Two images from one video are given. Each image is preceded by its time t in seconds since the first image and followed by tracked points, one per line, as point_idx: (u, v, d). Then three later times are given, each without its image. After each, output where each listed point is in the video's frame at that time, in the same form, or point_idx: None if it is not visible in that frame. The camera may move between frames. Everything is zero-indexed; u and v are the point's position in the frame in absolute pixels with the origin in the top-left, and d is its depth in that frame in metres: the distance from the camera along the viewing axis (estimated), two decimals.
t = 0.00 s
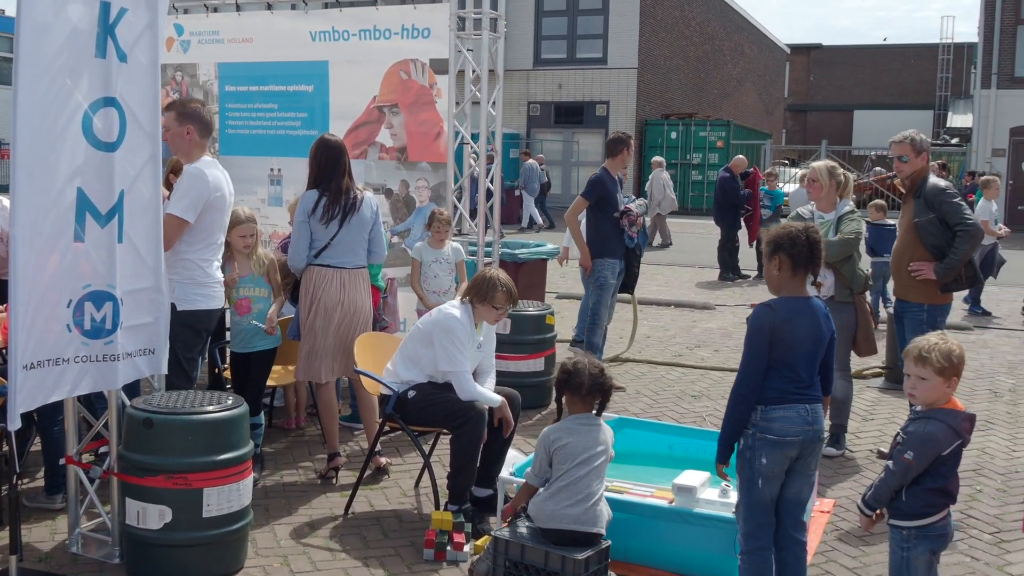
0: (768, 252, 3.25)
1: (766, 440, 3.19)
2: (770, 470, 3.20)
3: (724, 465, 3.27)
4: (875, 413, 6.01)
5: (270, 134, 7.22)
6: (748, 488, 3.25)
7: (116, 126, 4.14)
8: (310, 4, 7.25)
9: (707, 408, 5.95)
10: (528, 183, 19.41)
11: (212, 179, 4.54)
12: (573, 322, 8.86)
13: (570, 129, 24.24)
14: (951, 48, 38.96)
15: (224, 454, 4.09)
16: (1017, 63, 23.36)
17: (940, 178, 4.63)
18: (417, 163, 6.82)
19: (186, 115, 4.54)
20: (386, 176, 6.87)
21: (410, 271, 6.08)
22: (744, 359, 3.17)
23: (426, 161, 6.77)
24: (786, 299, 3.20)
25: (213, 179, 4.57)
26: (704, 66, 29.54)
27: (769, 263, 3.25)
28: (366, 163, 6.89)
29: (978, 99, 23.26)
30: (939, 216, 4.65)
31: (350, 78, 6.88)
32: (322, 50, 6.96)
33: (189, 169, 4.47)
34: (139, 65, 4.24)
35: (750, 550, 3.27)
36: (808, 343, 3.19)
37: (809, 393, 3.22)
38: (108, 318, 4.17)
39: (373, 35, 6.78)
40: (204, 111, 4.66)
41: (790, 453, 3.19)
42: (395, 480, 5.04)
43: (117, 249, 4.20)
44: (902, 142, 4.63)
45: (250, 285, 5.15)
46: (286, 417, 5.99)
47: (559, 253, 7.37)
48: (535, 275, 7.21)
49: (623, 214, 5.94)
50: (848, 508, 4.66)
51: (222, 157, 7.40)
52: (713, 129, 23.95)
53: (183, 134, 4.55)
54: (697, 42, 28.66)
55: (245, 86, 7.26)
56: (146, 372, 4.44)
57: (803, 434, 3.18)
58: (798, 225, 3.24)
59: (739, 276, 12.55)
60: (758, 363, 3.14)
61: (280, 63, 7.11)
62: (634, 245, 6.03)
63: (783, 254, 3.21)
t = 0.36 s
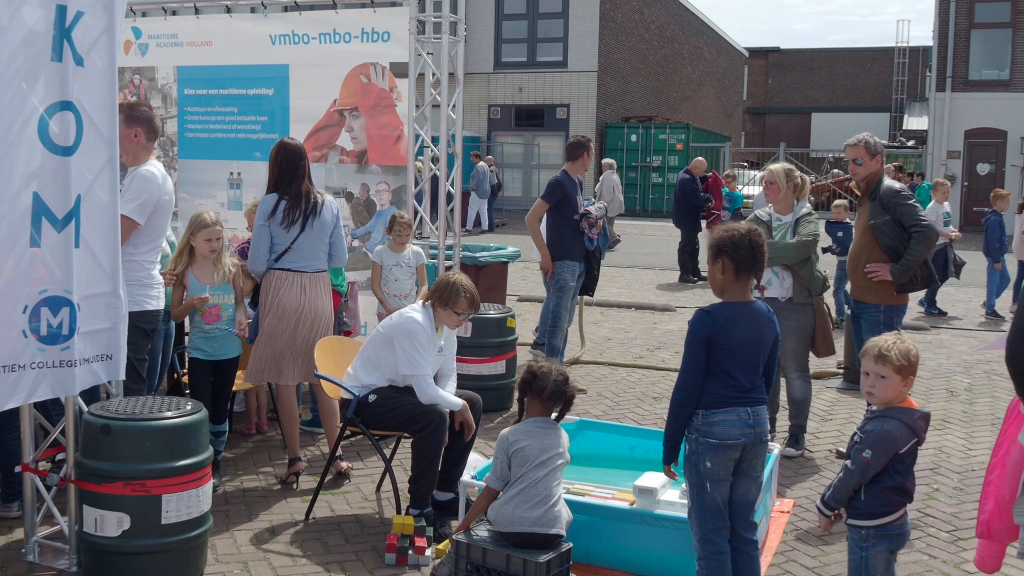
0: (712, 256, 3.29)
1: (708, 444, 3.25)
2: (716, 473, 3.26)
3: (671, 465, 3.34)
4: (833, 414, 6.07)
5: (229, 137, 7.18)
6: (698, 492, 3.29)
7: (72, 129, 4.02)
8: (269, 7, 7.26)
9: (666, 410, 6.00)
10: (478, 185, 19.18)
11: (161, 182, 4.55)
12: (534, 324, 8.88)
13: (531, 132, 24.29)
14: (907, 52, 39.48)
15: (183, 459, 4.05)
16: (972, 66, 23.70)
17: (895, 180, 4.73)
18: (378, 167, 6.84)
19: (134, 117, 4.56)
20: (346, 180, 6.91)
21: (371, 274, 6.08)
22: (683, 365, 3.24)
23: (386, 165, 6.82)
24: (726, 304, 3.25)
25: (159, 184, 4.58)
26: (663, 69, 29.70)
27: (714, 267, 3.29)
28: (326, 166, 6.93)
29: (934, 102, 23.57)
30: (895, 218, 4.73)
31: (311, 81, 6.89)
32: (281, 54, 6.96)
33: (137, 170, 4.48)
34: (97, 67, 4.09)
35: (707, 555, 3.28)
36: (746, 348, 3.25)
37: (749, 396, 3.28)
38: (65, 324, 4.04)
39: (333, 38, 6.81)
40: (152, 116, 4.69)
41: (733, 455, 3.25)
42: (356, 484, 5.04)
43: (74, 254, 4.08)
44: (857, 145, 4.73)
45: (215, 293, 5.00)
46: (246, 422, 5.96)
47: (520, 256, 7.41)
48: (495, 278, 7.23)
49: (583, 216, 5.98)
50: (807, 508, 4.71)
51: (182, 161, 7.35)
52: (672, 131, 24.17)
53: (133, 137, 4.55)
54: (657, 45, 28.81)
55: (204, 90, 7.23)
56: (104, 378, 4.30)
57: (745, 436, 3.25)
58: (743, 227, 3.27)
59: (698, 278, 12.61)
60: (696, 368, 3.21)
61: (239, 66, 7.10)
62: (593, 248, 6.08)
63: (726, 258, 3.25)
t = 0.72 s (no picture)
0: (668, 263, 3.31)
1: (672, 452, 3.29)
2: (681, 481, 3.29)
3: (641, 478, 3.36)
4: (800, 417, 6.12)
5: (195, 142, 7.14)
6: (665, 500, 3.33)
7: (35, 133, 3.95)
8: (236, 11, 7.24)
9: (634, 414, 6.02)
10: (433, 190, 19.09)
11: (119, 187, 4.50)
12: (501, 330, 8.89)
13: (498, 137, 24.34)
14: (869, 57, 39.90)
15: (148, 467, 4.02)
16: (933, 72, 23.97)
17: (858, 185, 4.79)
18: (345, 172, 6.84)
19: (98, 123, 4.50)
20: (313, 185, 6.89)
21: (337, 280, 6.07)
22: (645, 375, 3.27)
23: (353, 170, 6.83)
24: (683, 315, 3.27)
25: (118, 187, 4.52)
26: (630, 74, 29.84)
27: (670, 274, 3.31)
28: (293, 171, 6.91)
29: (897, 106, 23.87)
30: (858, 222, 4.79)
31: (277, 86, 6.88)
32: (247, 58, 6.96)
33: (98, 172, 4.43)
34: (59, 73, 4.04)
35: (678, 563, 3.32)
36: (705, 355, 3.27)
37: (712, 403, 3.30)
38: (28, 331, 3.96)
39: (299, 43, 6.82)
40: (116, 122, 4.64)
41: (696, 462, 3.28)
42: (324, 491, 5.01)
43: (36, 260, 4.00)
44: (820, 150, 4.77)
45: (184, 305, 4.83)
46: (212, 430, 5.92)
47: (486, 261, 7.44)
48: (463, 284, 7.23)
49: (551, 221, 6.03)
50: (774, 510, 4.74)
51: (147, 165, 7.30)
52: (638, 136, 24.34)
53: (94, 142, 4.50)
54: (623, 50, 28.98)
55: (169, 95, 7.19)
56: (66, 386, 4.21)
57: (707, 443, 3.28)
58: (696, 234, 3.30)
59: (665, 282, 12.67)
60: (656, 377, 3.24)
61: (204, 71, 7.07)
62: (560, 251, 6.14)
63: (682, 265, 3.27)
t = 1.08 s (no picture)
0: (624, 270, 3.32)
1: (632, 458, 3.30)
2: (642, 487, 3.30)
3: (604, 485, 3.36)
4: (763, 421, 6.16)
5: (155, 148, 7.08)
6: (626, 506, 3.33)
7: None
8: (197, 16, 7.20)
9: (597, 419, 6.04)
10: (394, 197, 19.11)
11: (80, 194, 4.46)
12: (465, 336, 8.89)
13: (462, 142, 24.32)
14: (830, 63, 40.32)
15: (107, 477, 3.97)
16: (892, 78, 24.27)
17: (818, 190, 4.84)
18: (308, 178, 6.84)
19: (58, 129, 4.42)
20: (276, 191, 6.90)
21: (300, 287, 6.05)
22: (604, 383, 3.28)
23: (316, 175, 6.83)
24: (640, 322, 3.29)
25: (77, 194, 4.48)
26: (594, 80, 29.98)
27: (627, 281, 3.33)
28: (256, 177, 6.90)
29: (857, 113, 24.19)
30: (818, 227, 4.85)
31: (238, 92, 6.83)
32: (207, 64, 6.91)
33: (57, 179, 4.39)
34: (15, 77, 3.98)
35: (641, 568, 3.32)
36: (662, 362, 3.28)
37: (672, 409, 3.32)
38: None
39: (260, 48, 6.78)
40: (77, 128, 4.56)
41: (656, 468, 3.29)
42: (287, 499, 4.98)
43: None
44: (780, 155, 4.81)
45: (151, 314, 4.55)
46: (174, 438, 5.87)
47: (450, 266, 7.51)
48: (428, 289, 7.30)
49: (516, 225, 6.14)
50: (737, 514, 4.76)
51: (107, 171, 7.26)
52: (602, 141, 24.44)
53: (54, 148, 4.42)
54: (587, 57, 29.13)
55: (130, 100, 7.12)
56: (23, 395, 4.12)
57: (667, 450, 3.29)
58: (651, 241, 3.32)
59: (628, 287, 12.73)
60: (617, 386, 3.25)
61: (165, 76, 6.99)
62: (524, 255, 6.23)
63: (638, 272, 3.29)
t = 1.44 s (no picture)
0: (590, 276, 3.33)
1: (601, 463, 3.30)
2: (611, 491, 3.30)
3: (574, 491, 3.36)
4: (733, 424, 6.19)
5: (123, 154, 7.06)
6: (596, 511, 3.33)
7: None
8: (166, 21, 7.18)
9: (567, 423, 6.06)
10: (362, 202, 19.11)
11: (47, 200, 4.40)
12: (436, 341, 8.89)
13: (433, 148, 24.29)
14: (799, 68, 40.58)
15: (74, 486, 3.91)
16: (860, 84, 24.53)
17: (787, 194, 4.87)
18: (278, 183, 6.77)
19: (25, 134, 4.39)
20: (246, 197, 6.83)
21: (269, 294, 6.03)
22: (572, 388, 3.28)
23: (286, 180, 6.76)
24: (608, 327, 3.30)
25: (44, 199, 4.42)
26: (566, 86, 30.10)
27: (593, 286, 3.33)
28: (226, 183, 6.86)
29: (825, 117, 24.47)
30: (787, 231, 4.88)
31: (207, 97, 6.81)
32: (177, 69, 6.88)
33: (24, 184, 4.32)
34: None
35: (611, 572, 3.31)
36: (630, 367, 3.29)
37: (640, 414, 3.33)
38: None
39: (230, 53, 6.76)
40: (46, 134, 4.53)
41: (626, 473, 3.30)
42: (257, 505, 4.95)
43: None
44: (750, 160, 4.85)
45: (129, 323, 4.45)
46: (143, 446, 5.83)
47: (421, 270, 7.54)
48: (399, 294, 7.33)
49: (489, 232, 6.11)
50: (708, 516, 4.79)
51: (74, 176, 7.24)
52: (574, 146, 24.56)
53: (22, 153, 4.38)
54: (559, 62, 29.24)
55: (98, 105, 7.11)
56: None
57: (636, 454, 3.30)
58: (617, 246, 3.33)
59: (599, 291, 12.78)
60: (585, 391, 3.25)
61: (131, 80, 7.01)
62: (498, 261, 6.19)
63: (605, 277, 3.30)
